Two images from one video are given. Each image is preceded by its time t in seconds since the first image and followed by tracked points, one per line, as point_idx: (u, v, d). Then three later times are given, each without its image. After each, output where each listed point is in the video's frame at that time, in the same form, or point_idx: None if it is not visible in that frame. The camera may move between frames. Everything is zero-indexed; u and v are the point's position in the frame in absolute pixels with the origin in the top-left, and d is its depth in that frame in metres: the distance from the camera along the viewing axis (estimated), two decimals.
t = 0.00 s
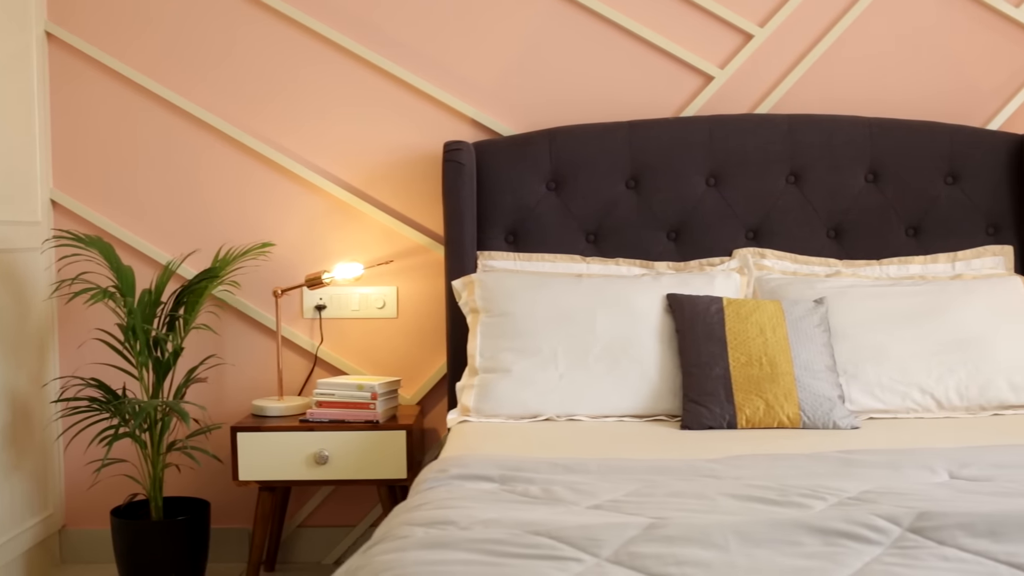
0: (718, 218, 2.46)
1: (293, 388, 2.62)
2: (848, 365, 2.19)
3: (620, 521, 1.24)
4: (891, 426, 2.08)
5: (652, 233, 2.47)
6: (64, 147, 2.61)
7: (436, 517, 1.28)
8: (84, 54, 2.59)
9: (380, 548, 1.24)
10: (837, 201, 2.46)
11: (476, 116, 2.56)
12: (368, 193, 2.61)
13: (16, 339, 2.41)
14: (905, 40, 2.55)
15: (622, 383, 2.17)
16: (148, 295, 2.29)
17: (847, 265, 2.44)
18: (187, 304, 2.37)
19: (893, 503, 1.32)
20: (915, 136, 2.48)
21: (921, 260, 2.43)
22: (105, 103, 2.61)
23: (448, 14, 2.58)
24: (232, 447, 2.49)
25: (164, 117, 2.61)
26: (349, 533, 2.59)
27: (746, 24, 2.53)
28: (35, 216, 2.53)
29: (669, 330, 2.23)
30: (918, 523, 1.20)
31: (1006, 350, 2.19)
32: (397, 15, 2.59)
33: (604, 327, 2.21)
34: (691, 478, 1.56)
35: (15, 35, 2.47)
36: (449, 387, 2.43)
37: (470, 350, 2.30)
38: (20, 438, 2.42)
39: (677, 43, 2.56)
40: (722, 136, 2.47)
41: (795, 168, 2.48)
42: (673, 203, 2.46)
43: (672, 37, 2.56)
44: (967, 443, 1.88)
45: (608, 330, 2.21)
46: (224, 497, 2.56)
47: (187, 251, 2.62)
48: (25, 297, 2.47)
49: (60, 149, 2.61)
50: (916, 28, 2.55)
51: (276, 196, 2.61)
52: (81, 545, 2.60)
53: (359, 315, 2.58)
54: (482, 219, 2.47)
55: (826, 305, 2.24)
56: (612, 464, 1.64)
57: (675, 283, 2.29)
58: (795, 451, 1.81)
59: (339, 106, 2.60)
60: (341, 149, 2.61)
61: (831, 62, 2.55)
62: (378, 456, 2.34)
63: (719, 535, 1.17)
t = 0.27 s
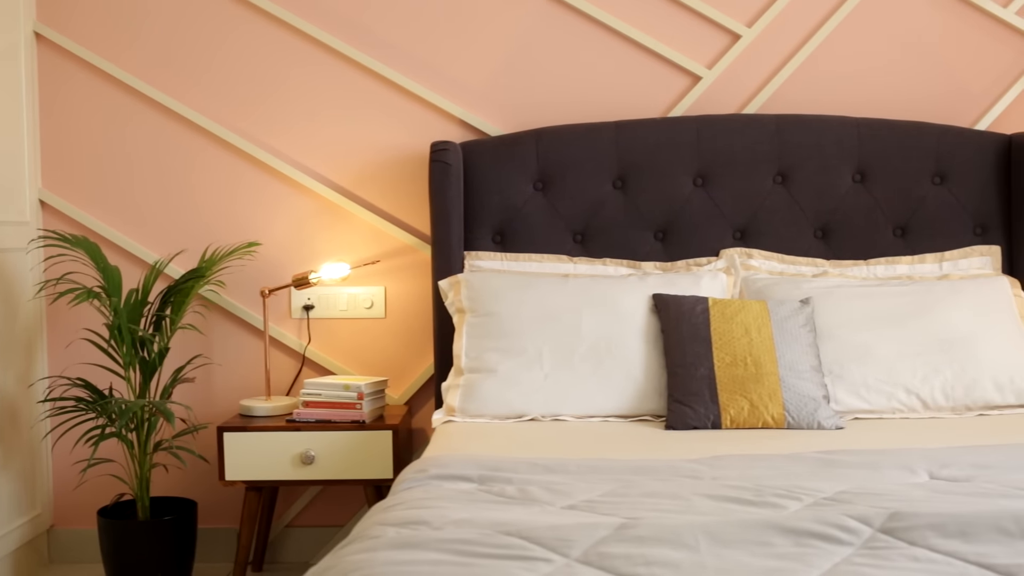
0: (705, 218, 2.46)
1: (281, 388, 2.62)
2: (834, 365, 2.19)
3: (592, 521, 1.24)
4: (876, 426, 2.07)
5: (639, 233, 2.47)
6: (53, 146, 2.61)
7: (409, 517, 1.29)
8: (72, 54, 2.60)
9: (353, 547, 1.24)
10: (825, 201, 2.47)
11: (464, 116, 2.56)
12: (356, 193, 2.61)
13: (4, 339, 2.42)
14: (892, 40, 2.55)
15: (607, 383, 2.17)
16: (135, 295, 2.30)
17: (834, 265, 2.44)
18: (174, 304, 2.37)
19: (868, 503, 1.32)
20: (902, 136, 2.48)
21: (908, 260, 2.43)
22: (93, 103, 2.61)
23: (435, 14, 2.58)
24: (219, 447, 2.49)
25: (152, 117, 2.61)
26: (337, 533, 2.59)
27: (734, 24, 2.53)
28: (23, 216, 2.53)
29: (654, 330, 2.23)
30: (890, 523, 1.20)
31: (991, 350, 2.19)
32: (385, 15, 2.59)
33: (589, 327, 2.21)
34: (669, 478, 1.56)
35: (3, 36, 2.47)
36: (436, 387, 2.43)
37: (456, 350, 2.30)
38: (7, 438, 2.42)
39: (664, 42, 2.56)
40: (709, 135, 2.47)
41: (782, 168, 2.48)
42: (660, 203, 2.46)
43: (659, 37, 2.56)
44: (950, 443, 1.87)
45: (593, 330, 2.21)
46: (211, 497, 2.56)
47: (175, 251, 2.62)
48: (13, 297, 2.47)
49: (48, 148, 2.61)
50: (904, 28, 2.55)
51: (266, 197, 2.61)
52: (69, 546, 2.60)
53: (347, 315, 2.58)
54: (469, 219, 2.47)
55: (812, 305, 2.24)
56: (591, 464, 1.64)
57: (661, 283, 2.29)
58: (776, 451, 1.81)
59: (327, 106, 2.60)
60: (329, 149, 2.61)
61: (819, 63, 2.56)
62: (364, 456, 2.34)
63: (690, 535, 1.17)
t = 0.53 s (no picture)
0: (692, 218, 2.46)
1: (269, 388, 2.62)
2: (820, 366, 2.18)
3: (566, 521, 1.24)
4: (861, 427, 2.07)
5: (627, 233, 2.47)
6: (41, 146, 2.62)
7: (384, 517, 1.29)
8: (61, 54, 2.60)
9: (327, 547, 1.24)
10: (812, 201, 2.46)
11: (452, 116, 2.56)
12: (344, 193, 2.61)
13: None
14: (881, 40, 2.55)
15: (593, 383, 2.17)
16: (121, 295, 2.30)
17: (821, 265, 2.44)
18: (161, 304, 2.37)
19: (844, 504, 1.32)
20: (889, 136, 2.48)
21: (896, 260, 2.43)
22: (81, 103, 2.61)
23: (424, 14, 2.58)
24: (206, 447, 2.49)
25: (140, 116, 2.61)
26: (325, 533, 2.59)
27: (722, 24, 2.53)
28: (11, 216, 2.53)
29: (641, 331, 2.23)
30: (863, 523, 1.20)
31: (977, 350, 2.19)
32: (374, 15, 2.59)
33: (575, 327, 2.21)
34: (649, 478, 1.56)
35: None
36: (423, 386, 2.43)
37: (442, 350, 2.30)
38: None
39: (652, 42, 2.56)
40: (697, 135, 2.47)
41: (770, 168, 2.48)
42: (647, 202, 2.46)
43: (648, 37, 2.56)
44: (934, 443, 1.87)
45: (579, 330, 2.21)
46: (200, 497, 2.57)
47: (163, 251, 2.63)
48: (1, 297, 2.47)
49: (37, 148, 2.62)
50: (892, 28, 2.55)
51: (254, 197, 2.61)
52: (58, 546, 2.60)
53: (335, 315, 2.58)
54: (456, 219, 2.47)
55: (799, 305, 2.23)
56: (573, 464, 1.64)
57: (648, 283, 2.29)
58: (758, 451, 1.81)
59: (315, 106, 2.60)
60: (317, 149, 2.61)
61: (807, 63, 2.56)
62: (350, 456, 2.34)
63: (662, 536, 1.17)
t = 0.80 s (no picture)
0: (680, 218, 2.46)
1: (257, 388, 2.62)
2: (807, 366, 2.18)
3: (542, 521, 1.24)
4: (847, 427, 2.06)
5: (615, 233, 2.47)
6: (30, 146, 2.61)
7: (362, 517, 1.29)
8: (50, 54, 2.60)
9: (303, 546, 1.24)
10: (801, 201, 2.46)
11: (440, 116, 2.56)
12: (333, 193, 2.61)
13: None
14: (869, 40, 2.55)
15: (579, 383, 2.17)
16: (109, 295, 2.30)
17: (810, 265, 2.44)
18: (149, 304, 2.37)
19: (822, 504, 1.32)
20: (878, 136, 2.48)
21: (885, 260, 2.43)
22: (70, 103, 2.61)
23: (413, 14, 2.59)
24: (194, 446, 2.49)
25: (129, 116, 2.61)
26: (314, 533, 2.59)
27: (711, 24, 2.54)
28: None
29: (628, 331, 2.23)
30: (837, 524, 1.21)
31: (964, 351, 2.19)
32: (363, 15, 2.59)
33: (562, 327, 2.21)
34: (630, 478, 1.56)
35: None
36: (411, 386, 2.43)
37: (430, 350, 2.30)
38: None
39: (641, 42, 2.56)
40: (686, 134, 2.47)
41: (759, 168, 2.48)
42: (635, 202, 2.46)
43: (636, 37, 2.56)
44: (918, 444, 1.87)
45: (566, 330, 2.21)
46: (188, 496, 2.57)
47: (151, 250, 2.62)
48: None
49: (26, 148, 2.61)
50: (881, 29, 2.55)
51: (243, 197, 2.61)
52: (47, 546, 2.60)
53: (324, 314, 2.59)
54: (445, 219, 2.47)
55: (786, 305, 2.23)
56: (555, 464, 1.64)
57: (635, 283, 2.29)
58: (742, 451, 1.81)
59: (304, 106, 2.60)
60: (306, 149, 2.61)
61: (796, 62, 2.56)
62: (338, 456, 2.34)
63: (636, 536, 1.17)
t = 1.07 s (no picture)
0: (669, 218, 2.46)
1: (247, 388, 2.63)
2: (794, 366, 2.18)
3: (519, 521, 1.24)
4: (834, 427, 2.06)
5: (604, 233, 2.47)
6: (20, 146, 2.62)
7: (340, 517, 1.29)
8: (39, 54, 2.60)
9: (281, 545, 1.24)
10: (790, 201, 2.47)
11: (430, 116, 2.56)
12: (322, 193, 2.61)
13: None
14: (859, 40, 2.55)
15: (567, 383, 2.17)
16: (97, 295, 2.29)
17: (799, 265, 2.44)
18: (138, 304, 2.37)
19: (801, 504, 1.32)
20: (867, 136, 2.48)
21: (874, 260, 2.43)
22: (60, 103, 2.61)
23: (402, 14, 2.59)
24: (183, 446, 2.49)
25: (119, 115, 2.61)
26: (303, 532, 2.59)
27: (700, 24, 2.54)
28: None
29: (616, 330, 2.23)
30: (814, 524, 1.21)
31: (952, 351, 2.18)
32: (352, 15, 2.59)
33: (550, 327, 2.21)
34: (612, 478, 1.56)
35: None
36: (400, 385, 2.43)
37: (417, 349, 2.30)
38: None
39: (630, 42, 2.56)
40: (675, 134, 2.47)
41: (748, 168, 2.48)
42: (624, 202, 2.46)
43: (625, 37, 2.56)
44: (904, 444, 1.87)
45: (554, 330, 2.21)
46: (177, 496, 2.57)
47: (141, 250, 2.62)
48: None
49: (16, 147, 2.61)
50: (870, 29, 2.55)
51: (233, 197, 2.61)
52: (36, 545, 2.60)
53: (313, 314, 2.59)
54: (433, 219, 2.47)
55: (774, 305, 2.23)
56: (538, 463, 1.64)
57: (623, 283, 2.29)
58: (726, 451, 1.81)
59: (294, 107, 2.60)
60: (295, 148, 2.61)
61: (785, 62, 2.56)
62: (326, 456, 2.34)
63: (612, 536, 1.17)
